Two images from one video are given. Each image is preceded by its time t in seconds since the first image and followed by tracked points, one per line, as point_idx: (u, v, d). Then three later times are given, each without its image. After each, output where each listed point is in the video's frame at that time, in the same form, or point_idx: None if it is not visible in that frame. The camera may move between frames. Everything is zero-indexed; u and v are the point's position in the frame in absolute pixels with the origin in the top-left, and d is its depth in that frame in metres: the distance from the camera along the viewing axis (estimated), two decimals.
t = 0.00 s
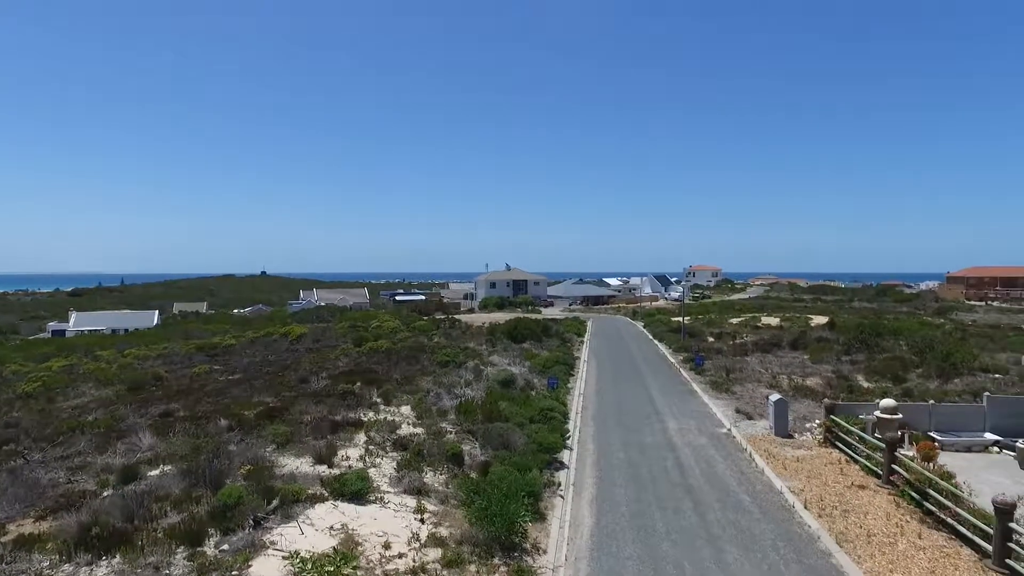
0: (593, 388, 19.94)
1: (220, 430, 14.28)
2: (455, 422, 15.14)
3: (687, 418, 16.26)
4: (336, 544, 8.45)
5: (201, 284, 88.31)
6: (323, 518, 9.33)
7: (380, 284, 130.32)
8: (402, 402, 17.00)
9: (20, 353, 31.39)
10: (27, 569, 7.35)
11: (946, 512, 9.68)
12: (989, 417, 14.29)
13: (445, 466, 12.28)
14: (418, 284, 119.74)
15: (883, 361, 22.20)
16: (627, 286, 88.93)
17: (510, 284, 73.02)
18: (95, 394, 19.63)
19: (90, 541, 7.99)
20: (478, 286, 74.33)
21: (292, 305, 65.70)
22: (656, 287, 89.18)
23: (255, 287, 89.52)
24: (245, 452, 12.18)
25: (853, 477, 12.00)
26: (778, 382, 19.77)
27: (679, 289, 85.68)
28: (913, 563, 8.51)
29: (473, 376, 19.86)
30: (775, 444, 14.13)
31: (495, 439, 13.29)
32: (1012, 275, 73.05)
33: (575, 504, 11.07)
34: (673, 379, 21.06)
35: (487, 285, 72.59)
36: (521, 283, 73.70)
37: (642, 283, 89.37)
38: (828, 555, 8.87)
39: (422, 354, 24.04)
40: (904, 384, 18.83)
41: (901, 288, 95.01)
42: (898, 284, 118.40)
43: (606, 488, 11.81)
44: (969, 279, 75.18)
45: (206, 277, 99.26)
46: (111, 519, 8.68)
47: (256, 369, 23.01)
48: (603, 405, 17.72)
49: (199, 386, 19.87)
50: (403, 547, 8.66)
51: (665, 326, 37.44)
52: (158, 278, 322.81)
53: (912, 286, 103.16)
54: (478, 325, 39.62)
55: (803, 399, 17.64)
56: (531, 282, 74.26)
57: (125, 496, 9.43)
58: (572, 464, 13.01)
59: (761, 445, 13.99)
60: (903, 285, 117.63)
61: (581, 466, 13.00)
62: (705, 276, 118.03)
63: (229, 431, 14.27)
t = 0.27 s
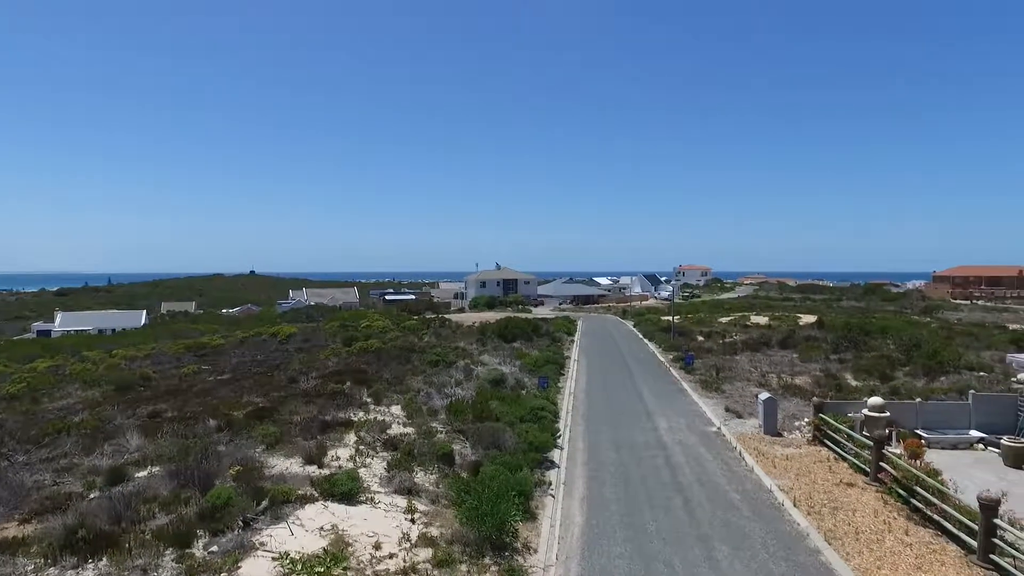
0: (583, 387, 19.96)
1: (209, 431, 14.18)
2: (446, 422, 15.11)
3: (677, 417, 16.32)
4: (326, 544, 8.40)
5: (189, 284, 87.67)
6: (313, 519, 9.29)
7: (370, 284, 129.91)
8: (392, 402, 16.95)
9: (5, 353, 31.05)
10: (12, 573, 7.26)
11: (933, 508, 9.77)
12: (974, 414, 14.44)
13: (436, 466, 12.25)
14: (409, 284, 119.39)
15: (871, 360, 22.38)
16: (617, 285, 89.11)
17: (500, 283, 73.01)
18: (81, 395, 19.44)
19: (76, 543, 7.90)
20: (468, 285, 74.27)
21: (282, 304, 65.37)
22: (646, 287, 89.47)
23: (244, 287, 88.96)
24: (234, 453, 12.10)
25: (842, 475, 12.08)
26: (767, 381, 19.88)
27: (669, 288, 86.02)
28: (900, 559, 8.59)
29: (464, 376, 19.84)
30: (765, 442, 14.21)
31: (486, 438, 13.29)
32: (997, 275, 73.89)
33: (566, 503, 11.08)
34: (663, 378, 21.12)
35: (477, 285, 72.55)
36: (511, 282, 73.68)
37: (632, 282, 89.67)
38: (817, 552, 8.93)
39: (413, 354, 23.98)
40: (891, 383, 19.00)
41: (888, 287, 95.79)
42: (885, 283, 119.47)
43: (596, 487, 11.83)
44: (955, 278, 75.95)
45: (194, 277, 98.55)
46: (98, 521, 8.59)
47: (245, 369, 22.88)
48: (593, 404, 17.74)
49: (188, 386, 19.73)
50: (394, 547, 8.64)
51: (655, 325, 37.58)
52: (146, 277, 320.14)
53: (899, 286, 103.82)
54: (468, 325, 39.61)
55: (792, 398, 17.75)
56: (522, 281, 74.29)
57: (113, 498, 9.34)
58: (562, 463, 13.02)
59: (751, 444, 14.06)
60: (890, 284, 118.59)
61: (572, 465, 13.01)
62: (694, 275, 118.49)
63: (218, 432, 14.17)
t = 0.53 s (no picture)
0: (572, 386, 19.99)
1: (194, 432, 14.07)
2: (433, 421, 15.08)
3: (665, 416, 16.39)
4: (313, 545, 8.36)
5: (175, 284, 86.94)
6: (301, 519, 9.24)
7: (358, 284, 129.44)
8: (380, 401, 16.90)
9: None
10: None
11: (916, 505, 9.88)
12: (957, 411, 14.61)
13: (424, 466, 12.21)
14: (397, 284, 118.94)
15: (856, 358, 22.61)
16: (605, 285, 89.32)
17: (488, 283, 73.00)
18: (64, 396, 19.20)
19: (58, 547, 7.81)
20: (457, 284, 74.23)
21: (269, 304, 64.94)
22: (634, 286, 89.81)
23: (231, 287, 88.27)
24: (220, 454, 12.01)
25: (827, 472, 12.18)
26: (754, 379, 20.01)
27: (657, 288, 86.35)
28: (884, 555, 8.68)
29: (452, 375, 19.82)
30: (751, 440, 14.30)
31: (474, 437, 13.28)
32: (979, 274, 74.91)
33: (554, 502, 11.09)
34: (651, 377, 21.20)
35: (466, 284, 72.50)
36: (499, 282, 73.66)
37: (620, 282, 90.10)
38: (802, 549, 9.00)
39: (400, 354, 23.92)
40: (876, 381, 19.20)
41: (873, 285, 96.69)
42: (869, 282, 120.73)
43: (584, 486, 11.85)
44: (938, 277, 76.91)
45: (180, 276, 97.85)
46: (80, 523, 8.49)
47: (231, 369, 22.74)
48: (581, 403, 17.77)
49: (173, 386, 19.57)
50: (382, 547, 8.61)
51: (642, 324, 37.75)
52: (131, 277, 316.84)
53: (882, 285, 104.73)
54: (456, 324, 39.59)
55: (778, 396, 17.88)
56: (510, 281, 74.33)
57: (96, 500, 9.23)
58: (550, 462, 13.04)
59: (738, 442, 14.15)
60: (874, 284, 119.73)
61: (560, 464, 13.03)
62: (682, 275, 118.97)
63: (204, 433, 14.06)
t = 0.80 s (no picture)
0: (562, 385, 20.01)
1: (183, 432, 13.98)
2: (423, 421, 15.05)
3: (655, 414, 16.44)
4: (303, 545, 8.33)
5: (162, 283, 86.27)
6: (291, 519, 9.21)
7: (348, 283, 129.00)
8: (370, 401, 16.84)
9: None
10: None
11: (902, 501, 9.98)
12: (942, 409, 14.74)
13: (414, 465, 12.20)
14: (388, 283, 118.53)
15: (844, 357, 22.79)
16: (595, 284, 89.40)
17: (478, 282, 73.01)
18: (49, 397, 19.01)
19: (44, 549, 7.74)
20: (447, 284, 74.19)
21: (258, 304, 64.57)
22: (624, 285, 90.06)
23: (220, 286, 87.73)
24: (209, 454, 11.94)
25: (815, 470, 12.27)
26: (743, 378, 20.12)
27: (647, 287, 86.63)
28: (870, 551, 8.76)
29: (442, 375, 19.80)
30: (740, 438, 14.38)
31: (464, 437, 13.27)
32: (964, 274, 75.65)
33: (544, 501, 11.10)
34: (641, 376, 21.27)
35: (456, 283, 72.46)
36: (489, 281, 73.65)
37: (610, 281, 90.36)
38: (791, 546, 9.06)
39: (390, 353, 23.87)
40: (863, 379, 19.37)
41: (861, 284, 97.36)
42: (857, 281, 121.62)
43: (574, 485, 11.87)
44: (924, 277, 77.60)
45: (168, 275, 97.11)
46: (67, 525, 8.42)
47: (220, 369, 22.60)
48: (571, 402, 17.78)
49: (161, 387, 19.43)
50: (372, 547, 8.59)
51: (632, 323, 37.88)
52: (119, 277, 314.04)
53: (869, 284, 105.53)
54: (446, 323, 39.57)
55: (767, 395, 17.99)
56: (500, 279, 74.36)
57: (82, 502, 9.15)
58: (540, 461, 13.05)
59: (727, 440, 14.22)
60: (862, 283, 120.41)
61: (550, 463, 13.04)
62: (671, 274, 119.27)
63: (192, 433, 13.97)
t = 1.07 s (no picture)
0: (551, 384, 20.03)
1: (170, 433, 13.87)
2: (413, 420, 15.03)
3: (644, 413, 16.51)
4: (292, 545, 8.29)
5: (148, 283, 85.50)
6: (279, 520, 9.16)
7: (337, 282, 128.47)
8: (359, 401, 16.78)
9: None
10: None
11: (888, 498, 10.08)
12: (927, 406, 14.89)
13: (403, 465, 12.17)
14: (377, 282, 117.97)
15: (830, 355, 22.99)
16: (584, 283, 89.49)
17: (467, 281, 72.98)
18: (33, 398, 18.79)
19: (27, 553, 7.65)
20: (436, 283, 74.09)
21: (245, 303, 64.23)
22: (613, 284, 90.34)
23: (207, 286, 87.06)
24: (196, 455, 11.86)
25: (802, 468, 12.36)
26: (731, 376, 20.24)
27: (636, 286, 86.92)
28: (857, 548, 8.84)
29: (431, 374, 19.76)
30: (729, 436, 14.46)
31: (453, 436, 13.26)
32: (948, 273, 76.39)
33: (533, 500, 11.11)
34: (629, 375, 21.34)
35: (445, 282, 72.40)
36: (478, 280, 73.63)
37: (599, 280, 90.61)
38: (778, 543, 9.13)
39: (379, 353, 23.81)
40: (850, 377, 19.54)
41: (847, 283, 98.09)
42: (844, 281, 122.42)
43: (564, 484, 11.89)
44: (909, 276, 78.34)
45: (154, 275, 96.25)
46: (51, 528, 8.33)
47: (207, 369, 22.44)
48: (560, 401, 17.80)
49: (147, 387, 19.26)
50: (361, 547, 8.57)
51: (622, 323, 38.05)
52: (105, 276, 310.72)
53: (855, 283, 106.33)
54: (435, 323, 39.53)
55: (755, 393, 18.11)
56: (489, 279, 74.35)
57: (67, 504, 9.06)
58: (529, 460, 13.06)
59: (715, 438, 14.30)
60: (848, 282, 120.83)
61: (539, 462, 13.06)
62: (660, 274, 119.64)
63: (180, 433, 13.86)
